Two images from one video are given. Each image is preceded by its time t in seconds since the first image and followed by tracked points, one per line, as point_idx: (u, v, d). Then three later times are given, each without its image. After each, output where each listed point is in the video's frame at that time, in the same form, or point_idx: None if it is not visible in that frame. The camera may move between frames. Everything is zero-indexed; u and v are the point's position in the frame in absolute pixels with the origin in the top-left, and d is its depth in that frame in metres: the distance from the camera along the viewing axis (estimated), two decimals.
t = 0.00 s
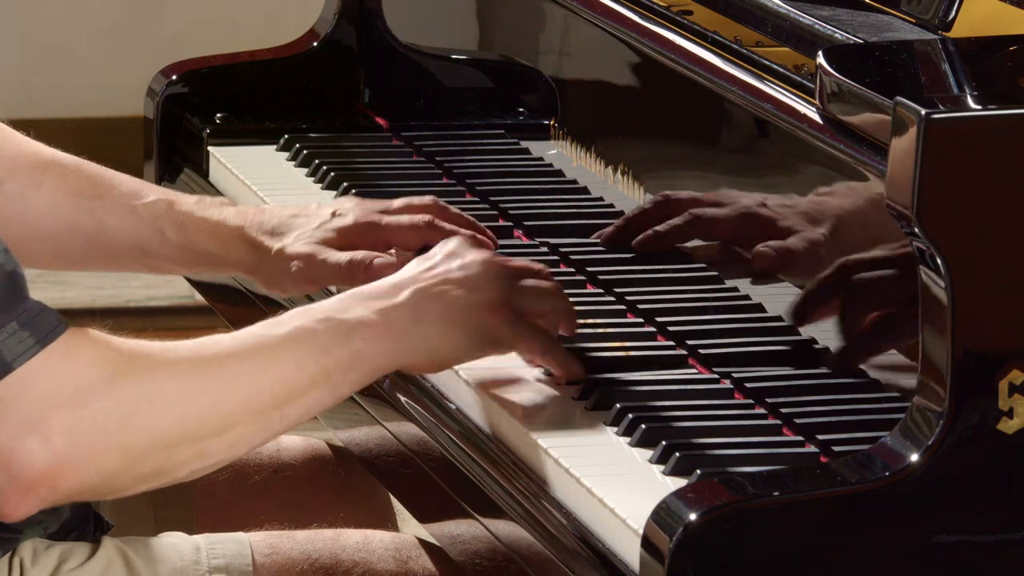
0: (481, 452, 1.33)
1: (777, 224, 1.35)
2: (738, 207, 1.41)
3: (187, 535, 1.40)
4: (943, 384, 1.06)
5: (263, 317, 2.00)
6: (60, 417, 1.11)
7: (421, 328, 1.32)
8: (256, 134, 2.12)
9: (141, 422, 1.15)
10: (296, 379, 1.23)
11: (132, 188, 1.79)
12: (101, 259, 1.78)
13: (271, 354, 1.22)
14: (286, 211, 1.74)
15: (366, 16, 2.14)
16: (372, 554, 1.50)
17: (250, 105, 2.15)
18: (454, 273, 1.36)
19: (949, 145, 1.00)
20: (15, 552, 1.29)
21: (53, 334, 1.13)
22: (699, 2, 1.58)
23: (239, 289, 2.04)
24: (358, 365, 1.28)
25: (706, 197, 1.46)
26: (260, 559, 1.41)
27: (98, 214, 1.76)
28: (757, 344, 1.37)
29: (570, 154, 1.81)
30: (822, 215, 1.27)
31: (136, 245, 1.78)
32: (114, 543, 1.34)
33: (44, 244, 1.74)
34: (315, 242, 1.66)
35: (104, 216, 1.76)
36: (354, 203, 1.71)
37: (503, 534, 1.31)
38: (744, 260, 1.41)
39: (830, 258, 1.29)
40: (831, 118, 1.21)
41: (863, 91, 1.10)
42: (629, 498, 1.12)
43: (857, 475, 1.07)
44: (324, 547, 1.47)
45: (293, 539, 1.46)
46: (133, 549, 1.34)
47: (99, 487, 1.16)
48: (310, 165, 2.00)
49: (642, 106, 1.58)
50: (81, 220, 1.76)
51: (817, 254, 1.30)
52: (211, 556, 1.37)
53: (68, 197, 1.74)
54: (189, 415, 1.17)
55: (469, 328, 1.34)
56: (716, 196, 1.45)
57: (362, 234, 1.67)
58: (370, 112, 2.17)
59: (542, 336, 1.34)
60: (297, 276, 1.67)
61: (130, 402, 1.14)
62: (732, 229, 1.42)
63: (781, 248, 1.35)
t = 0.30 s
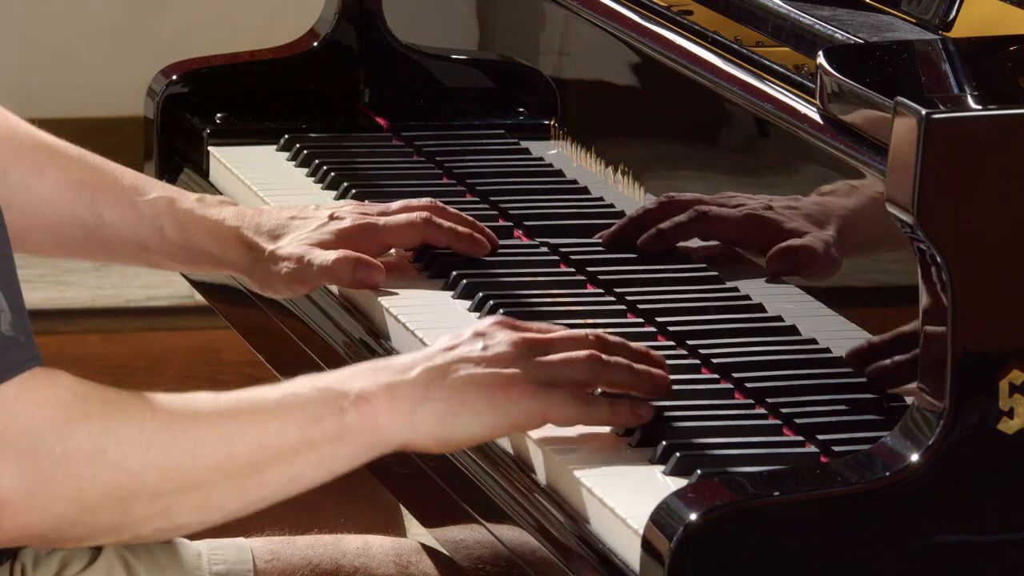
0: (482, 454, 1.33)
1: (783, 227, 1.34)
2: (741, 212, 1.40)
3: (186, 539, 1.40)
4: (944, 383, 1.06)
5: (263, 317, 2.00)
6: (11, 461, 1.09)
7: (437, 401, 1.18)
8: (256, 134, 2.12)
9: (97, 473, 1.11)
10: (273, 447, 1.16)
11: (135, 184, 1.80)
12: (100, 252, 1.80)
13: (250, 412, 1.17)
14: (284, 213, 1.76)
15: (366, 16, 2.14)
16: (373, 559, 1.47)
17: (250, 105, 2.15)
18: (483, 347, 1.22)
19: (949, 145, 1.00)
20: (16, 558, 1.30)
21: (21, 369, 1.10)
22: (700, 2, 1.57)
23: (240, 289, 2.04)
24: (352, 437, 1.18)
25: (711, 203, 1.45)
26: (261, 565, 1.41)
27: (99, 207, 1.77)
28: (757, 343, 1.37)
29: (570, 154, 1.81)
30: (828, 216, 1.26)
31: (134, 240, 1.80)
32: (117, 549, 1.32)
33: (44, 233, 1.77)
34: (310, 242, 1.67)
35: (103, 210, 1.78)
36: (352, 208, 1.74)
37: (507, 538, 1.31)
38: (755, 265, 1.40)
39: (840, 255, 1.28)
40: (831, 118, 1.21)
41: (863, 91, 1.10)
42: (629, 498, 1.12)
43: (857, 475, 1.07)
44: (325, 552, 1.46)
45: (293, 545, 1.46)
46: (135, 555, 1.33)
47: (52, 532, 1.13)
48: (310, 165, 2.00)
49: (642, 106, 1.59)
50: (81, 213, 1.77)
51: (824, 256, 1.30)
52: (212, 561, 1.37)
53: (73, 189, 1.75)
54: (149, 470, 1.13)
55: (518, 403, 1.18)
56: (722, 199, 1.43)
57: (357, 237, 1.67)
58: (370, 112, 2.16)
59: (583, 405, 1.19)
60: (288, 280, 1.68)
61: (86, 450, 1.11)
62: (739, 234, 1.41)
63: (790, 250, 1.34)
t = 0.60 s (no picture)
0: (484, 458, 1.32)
1: (783, 225, 1.35)
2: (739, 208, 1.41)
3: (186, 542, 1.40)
4: (944, 383, 1.06)
5: (263, 317, 2.00)
6: (27, 468, 1.08)
7: (442, 425, 1.19)
8: (256, 134, 2.12)
9: (113, 484, 1.11)
10: (287, 469, 1.16)
11: (140, 166, 1.83)
12: (103, 234, 1.82)
13: (266, 435, 1.16)
14: (287, 206, 1.78)
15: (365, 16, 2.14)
16: (373, 558, 1.47)
17: (250, 105, 2.15)
18: (482, 368, 1.25)
19: (949, 145, 1.00)
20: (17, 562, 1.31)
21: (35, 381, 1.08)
22: (699, 2, 1.58)
23: (239, 290, 2.04)
24: (362, 462, 1.18)
25: (708, 200, 1.45)
26: (262, 565, 1.41)
27: (102, 190, 1.80)
28: (757, 343, 1.37)
29: (571, 154, 1.81)
30: (828, 212, 1.27)
31: (136, 224, 1.83)
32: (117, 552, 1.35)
33: (48, 213, 1.79)
34: (311, 243, 1.72)
35: (107, 193, 1.80)
36: (356, 205, 1.75)
37: (508, 538, 1.31)
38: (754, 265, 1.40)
39: (838, 251, 1.29)
40: (831, 118, 1.20)
41: (863, 91, 1.10)
42: (629, 498, 1.12)
43: (857, 475, 1.07)
44: (325, 552, 1.46)
45: (293, 545, 1.46)
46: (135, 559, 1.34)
47: (59, 541, 1.12)
48: (310, 165, 1.99)
49: (642, 106, 1.58)
50: (84, 195, 1.79)
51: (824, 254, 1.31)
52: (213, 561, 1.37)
53: (78, 172, 1.78)
54: (164, 484, 1.12)
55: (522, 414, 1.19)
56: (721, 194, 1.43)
57: (358, 239, 1.69)
58: (370, 111, 2.16)
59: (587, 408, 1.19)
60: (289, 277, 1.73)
61: (103, 461, 1.10)
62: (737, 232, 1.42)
63: (790, 248, 1.35)
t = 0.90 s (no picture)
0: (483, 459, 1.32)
1: (778, 203, 1.34)
2: (733, 190, 1.41)
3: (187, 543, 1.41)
4: (944, 383, 1.06)
5: (263, 317, 2.00)
6: (47, 439, 1.05)
7: (451, 425, 1.19)
8: (256, 134, 2.13)
9: (132, 460, 1.08)
10: (301, 458, 1.15)
11: (150, 134, 1.80)
12: (112, 203, 1.80)
13: (281, 425, 1.15)
14: (304, 176, 1.80)
15: (365, 17, 2.14)
16: (373, 558, 1.45)
17: (250, 105, 2.16)
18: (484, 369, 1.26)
19: (949, 144, 1.00)
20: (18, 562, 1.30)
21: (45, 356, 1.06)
22: (699, 3, 1.58)
23: (239, 290, 2.05)
24: (375, 463, 1.17)
25: (700, 182, 1.46)
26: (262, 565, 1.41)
27: (112, 158, 1.76)
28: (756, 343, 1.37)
29: (571, 155, 1.80)
30: (818, 188, 1.26)
31: (147, 193, 1.80)
32: (116, 551, 1.35)
33: (58, 186, 1.75)
34: (326, 219, 1.72)
35: (117, 162, 1.77)
36: (372, 184, 1.76)
37: (508, 541, 1.32)
38: (750, 257, 1.40)
39: (830, 226, 1.27)
40: (831, 118, 1.20)
41: (863, 91, 1.10)
42: (629, 498, 1.12)
43: (857, 475, 1.07)
44: (325, 553, 1.45)
45: (293, 547, 1.46)
46: (134, 558, 1.35)
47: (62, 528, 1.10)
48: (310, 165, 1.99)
49: (642, 106, 1.58)
50: (94, 163, 1.75)
51: (815, 231, 1.30)
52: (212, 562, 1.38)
53: (88, 141, 1.73)
54: (183, 465, 1.10)
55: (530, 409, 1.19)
56: (717, 177, 1.44)
57: (375, 215, 1.71)
58: (370, 112, 2.17)
59: (592, 400, 1.21)
60: (298, 250, 1.72)
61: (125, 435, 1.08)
62: (729, 212, 1.41)
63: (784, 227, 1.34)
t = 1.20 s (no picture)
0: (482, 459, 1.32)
1: (775, 210, 1.34)
2: (729, 197, 1.41)
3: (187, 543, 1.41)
4: (944, 383, 1.06)
5: (263, 318, 2.00)
6: (63, 400, 1.04)
7: (459, 416, 1.19)
8: (256, 134, 2.13)
9: (149, 427, 1.07)
10: (312, 436, 1.14)
11: (156, 134, 1.79)
12: (115, 204, 1.79)
13: (292, 401, 1.15)
14: (307, 180, 1.78)
15: (365, 16, 2.14)
16: (373, 559, 1.45)
17: (250, 105, 2.16)
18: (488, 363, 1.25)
19: (949, 145, 1.00)
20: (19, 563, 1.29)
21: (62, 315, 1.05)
22: (699, 2, 1.58)
23: (239, 290, 2.05)
24: (381, 449, 1.17)
25: (695, 183, 1.47)
26: (263, 565, 1.40)
27: (117, 159, 1.76)
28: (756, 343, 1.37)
29: (571, 154, 1.80)
30: (816, 196, 1.27)
31: (150, 194, 1.79)
32: (115, 552, 1.34)
33: (61, 185, 1.74)
34: (328, 228, 1.71)
35: (121, 162, 1.76)
36: (376, 190, 1.75)
37: (508, 541, 1.32)
38: (749, 261, 1.40)
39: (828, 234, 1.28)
40: (831, 118, 1.20)
41: (862, 91, 1.10)
42: (629, 498, 1.12)
43: (857, 475, 1.07)
44: (325, 553, 1.45)
45: (293, 546, 1.45)
46: (132, 558, 1.35)
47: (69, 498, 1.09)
48: (310, 165, 1.99)
49: (642, 106, 1.58)
50: (98, 163, 1.75)
51: (812, 237, 1.31)
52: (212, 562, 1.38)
53: (91, 140, 1.73)
54: (198, 434, 1.09)
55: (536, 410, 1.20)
56: (711, 181, 1.44)
57: (376, 225, 1.70)
58: (370, 112, 2.17)
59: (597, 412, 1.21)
60: (304, 261, 1.70)
61: (141, 402, 1.07)
62: (726, 218, 1.42)
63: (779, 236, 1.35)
